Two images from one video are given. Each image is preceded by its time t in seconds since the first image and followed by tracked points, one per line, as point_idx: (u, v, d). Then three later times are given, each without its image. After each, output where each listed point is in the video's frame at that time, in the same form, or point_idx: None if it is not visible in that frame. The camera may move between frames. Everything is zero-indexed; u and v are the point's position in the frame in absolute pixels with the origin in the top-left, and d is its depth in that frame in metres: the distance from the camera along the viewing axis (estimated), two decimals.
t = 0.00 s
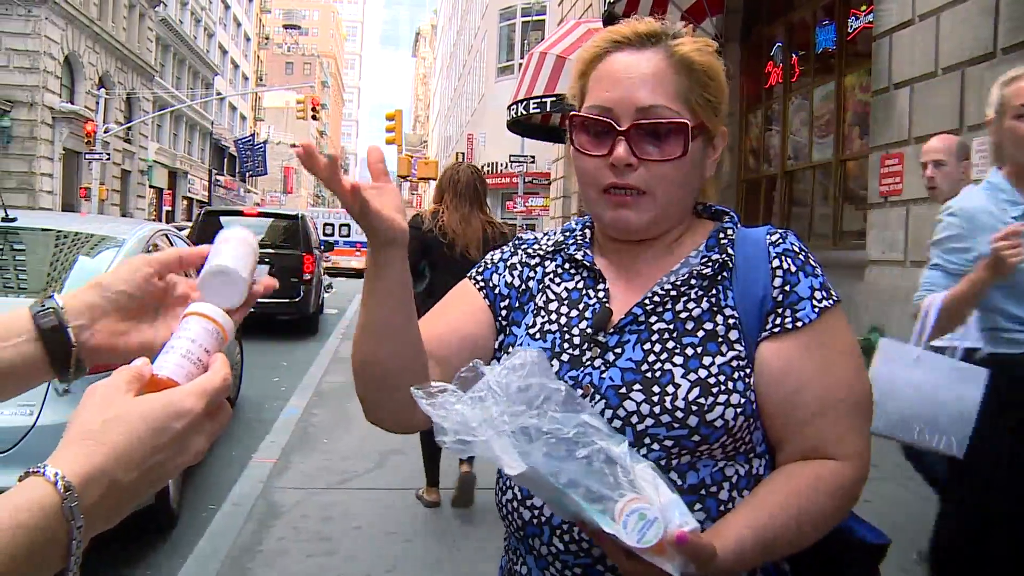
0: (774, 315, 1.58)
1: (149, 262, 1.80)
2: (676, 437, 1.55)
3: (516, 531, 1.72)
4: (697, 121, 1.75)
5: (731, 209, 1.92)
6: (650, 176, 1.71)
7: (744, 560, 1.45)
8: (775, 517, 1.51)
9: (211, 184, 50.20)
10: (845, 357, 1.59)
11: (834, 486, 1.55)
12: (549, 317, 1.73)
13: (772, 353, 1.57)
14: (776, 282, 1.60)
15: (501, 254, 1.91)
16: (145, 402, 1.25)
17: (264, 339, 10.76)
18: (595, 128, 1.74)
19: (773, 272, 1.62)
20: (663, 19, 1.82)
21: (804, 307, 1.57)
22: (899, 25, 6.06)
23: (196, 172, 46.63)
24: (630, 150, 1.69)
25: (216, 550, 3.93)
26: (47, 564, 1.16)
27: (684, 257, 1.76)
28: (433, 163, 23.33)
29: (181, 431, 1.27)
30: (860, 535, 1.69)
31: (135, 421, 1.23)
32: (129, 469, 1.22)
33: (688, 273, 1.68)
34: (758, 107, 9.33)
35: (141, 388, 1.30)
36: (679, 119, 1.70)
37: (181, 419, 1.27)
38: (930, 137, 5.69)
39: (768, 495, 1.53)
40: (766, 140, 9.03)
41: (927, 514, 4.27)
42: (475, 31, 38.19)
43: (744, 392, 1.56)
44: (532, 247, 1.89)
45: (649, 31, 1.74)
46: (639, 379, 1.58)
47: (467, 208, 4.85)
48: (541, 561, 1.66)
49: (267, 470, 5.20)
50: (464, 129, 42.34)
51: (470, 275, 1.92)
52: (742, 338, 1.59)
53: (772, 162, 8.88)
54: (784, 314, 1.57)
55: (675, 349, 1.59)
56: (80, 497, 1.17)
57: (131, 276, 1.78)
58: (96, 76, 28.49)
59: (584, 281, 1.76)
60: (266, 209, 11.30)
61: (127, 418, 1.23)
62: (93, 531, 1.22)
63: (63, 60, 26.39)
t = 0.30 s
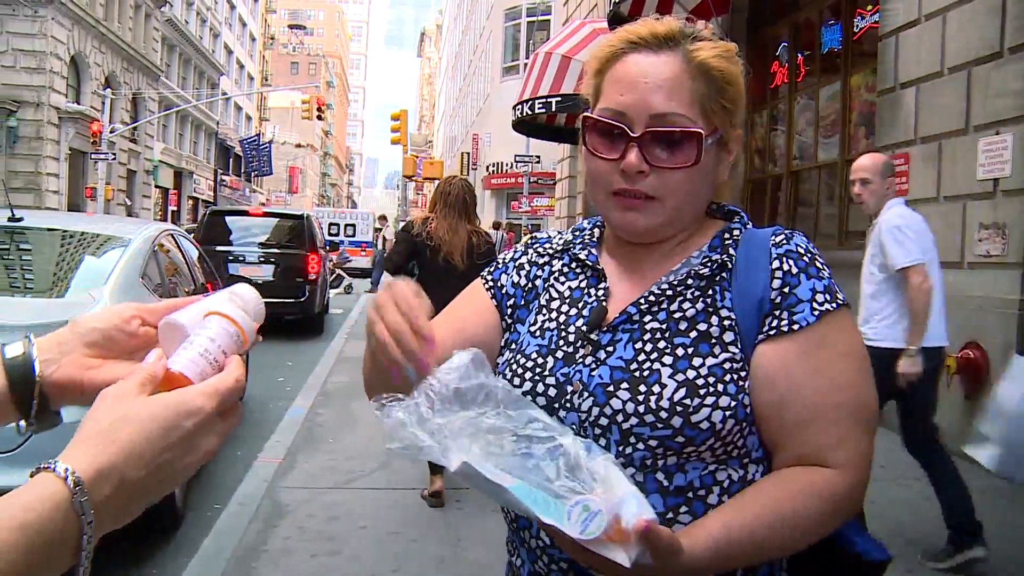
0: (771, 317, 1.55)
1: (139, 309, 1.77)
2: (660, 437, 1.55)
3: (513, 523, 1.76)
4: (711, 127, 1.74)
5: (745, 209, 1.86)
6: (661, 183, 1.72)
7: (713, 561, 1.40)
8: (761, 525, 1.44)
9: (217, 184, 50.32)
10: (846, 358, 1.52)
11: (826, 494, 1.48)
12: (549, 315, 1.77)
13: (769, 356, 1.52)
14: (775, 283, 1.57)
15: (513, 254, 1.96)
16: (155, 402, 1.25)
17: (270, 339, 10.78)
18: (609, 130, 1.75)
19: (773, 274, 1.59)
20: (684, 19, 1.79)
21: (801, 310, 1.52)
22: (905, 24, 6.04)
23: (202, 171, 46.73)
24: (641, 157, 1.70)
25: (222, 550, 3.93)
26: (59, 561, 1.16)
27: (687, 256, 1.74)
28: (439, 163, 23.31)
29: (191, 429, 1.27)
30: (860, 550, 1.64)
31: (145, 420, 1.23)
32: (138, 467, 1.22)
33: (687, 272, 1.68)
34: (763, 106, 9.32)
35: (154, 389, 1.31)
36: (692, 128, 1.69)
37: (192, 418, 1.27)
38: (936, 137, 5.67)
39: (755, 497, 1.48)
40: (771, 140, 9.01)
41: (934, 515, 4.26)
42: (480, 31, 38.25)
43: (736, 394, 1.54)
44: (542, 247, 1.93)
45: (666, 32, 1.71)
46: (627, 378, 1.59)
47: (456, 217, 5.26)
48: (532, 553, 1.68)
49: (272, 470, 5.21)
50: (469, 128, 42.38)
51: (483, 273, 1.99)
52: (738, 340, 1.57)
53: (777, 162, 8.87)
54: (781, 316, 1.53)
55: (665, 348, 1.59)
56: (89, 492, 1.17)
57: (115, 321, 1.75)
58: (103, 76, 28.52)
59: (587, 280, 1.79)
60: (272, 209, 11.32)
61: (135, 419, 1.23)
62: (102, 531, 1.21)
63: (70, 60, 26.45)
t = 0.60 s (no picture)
0: (774, 317, 1.54)
1: (131, 325, 1.68)
2: (660, 433, 1.55)
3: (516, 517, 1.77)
4: (722, 129, 1.73)
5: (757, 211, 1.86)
6: (672, 186, 1.71)
7: (697, 549, 1.41)
8: (754, 518, 1.45)
9: (221, 184, 50.42)
10: (850, 359, 1.51)
11: (821, 494, 1.47)
12: (558, 309, 1.78)
13: (771, 354, 1.52)
14: (780, 284, 1.57)
15: (527, 246, 1.95)
16: (168, 400, 1.26)
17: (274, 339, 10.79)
18: (620, 132, 1.74)
19: (778, 274, 1.58)
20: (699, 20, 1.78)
21: (804, 311, 1.52)
22: (909, 24, 6.02)
23: (206, 171, 46.81)
24: (652, 160, 1.70)
25: (225, 549, 3.93)
26: (60, 558, 1.15)
27: (694, 255, 1.74)
28: (442, 163, 23.31)
29: (203, 428, 1.27)
30: (859, 554, 1.62)
31: (157, 416, 1.24)
32: (147, 461, 1.22)
33: (693, 270, 1.68)
34: (768, 107, 9.30)
35: (168, 387, 1.31)
36: (704, 131, 1.69)
37: (205, 416, 1.28)
38: (940, 137, 5.66)
39: (750, 491, 1.47)
40: (776, 140, 9.01)
41: (940, 516, 4.25)
42: (484, 30, 38.26)
43: (737, 392, 1.54)
44: (556, 242, 1.92)
45: (678, 35, 1.71)
46: (629, 374, 1.59)
47: (454, 211, 5.68)
48: (533, 546, 1.71)
49: (276, 470, 5.21)
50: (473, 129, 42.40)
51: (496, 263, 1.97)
52: (741, 338, 1.57)
53: (781, 162, 8.86)
54: (784, 316, 1.53)
55: (668, 345, 1.59)
56: (97, 483, 1.17)
57: (106, 340, 1.68)
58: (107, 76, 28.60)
59: (597, 276, 1.79)
60: (276, 209, 11.34)
61: (144, 416, 1.24)
62: (109, 526, 1.21)
63: (74, 60, 26.53)
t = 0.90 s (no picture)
0: (786, 317, 1.55)
1: (128, 331, 1.72)
2: (674, 430, 1.55)
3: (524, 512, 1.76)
4: (735, 128, 1.73)
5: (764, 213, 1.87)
6: (686, 183, 1.71)
7: (704, 538, 1.42)
8: (759, 510, 1.45)
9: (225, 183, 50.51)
10: (859, 359, 1.51)
11: (829, 489, 1.47)
12: (570, 306, 1.77)
13: (783, 354, 1.52)
14: (792, 284, 1.57)
15: (538, 242, 1.92)
16: (174, 404, 1.25)
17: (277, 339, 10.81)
18: (635, 131, 1.73)
19: (790, 274, 1.58)
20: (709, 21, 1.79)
21: (817, 310, 1.52)
22: (913, 24, 6.01)
23: (210, 171, 46.86)
24: (667, 158, 1.69)
25: (229, 549, 3.94)
26: (63, 561, 1.15)
27: (707, 255, 1.73)
28: (446, 163, 23.30)
29: (209, 432, 1.27)
30: (866, 549, 1.61)
31: (162, 420, 1.23)
32: (152, 464, 1.22)
33: (706, 270, 1.68)
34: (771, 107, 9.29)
35: (175, 391, 1.31)
36: (717, 128, 1.69)
37: (210, 420, 1.27)
38: (944, 137, 5.64)
39: (758, 485, 1.47)
40: (779, 140, 9.00)
41: (944, 516, 4.24)
42: (488, 30, 38.25)
43: (750, 390, 1.54)
44: (567, 239, 1.91)
45: (691, 36, 1.71)
46: (644, 371, 1.58)
47: (437, 219, 6.06)
48: (542, 541, 1.69)
49: (280, 470, 5.21)
50: (476, 129, 42.39)
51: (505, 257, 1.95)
52: (753, 337, 1.57)
53: (785, 163, 8.85)
54: (796, 316, 1.54)
55: (682, 344, 1.59)
56: (101, 486, 1.17)
57: (104, 346, 1.70)
58: (111, 76, 28.67)
59: (609, 274, 1.78)
60: (279, 209, 11.35)
61: (150, 419, 1.23)
62: (112, 527, 1.21)
63: (77, 61, 26.58)
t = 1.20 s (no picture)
0: (796, 315, 1.55)
1: (127, 338, 1.72)
2: (687, 425, 1.54)
3: (532, 507, 1.74)
4: (745, 128, 1.74)
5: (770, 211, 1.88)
6: (698, 181, 1.71)
7: (714, 531, 1.42)
8: (764, 504, 1.45)
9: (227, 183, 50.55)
10: (866, 357, 1.53)
11: (837, 482, 1.49)
12: (580, 301, 1.74)
13: (793, 351, 1.53)
14: (802, 282, 1.58)
15: (546, 237, 1.89)
16: (177, 404, 1.25)
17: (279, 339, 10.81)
18: (648, 130, 1.73)
19: (799, 273, 1.59)
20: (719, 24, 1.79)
21: (826, 308, 1.53)
22: (916, 24, 5.99)
23: (212, 171, 46.91)
24: (679, 156, 1.69)
25: (231, 549, 3.94)
26: (66, 560, 1.15)
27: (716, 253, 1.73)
28: (448, 163, 23.29)
29: (212, 432, 1.27)
30: (869, 541, 1.60)
31: (165, 420, 1.23)
32: (156, 464, 1.22)
33: (716, 267, 1.66)
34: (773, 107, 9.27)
35: (179, 391, 1.31)
36: (729, 127, 1.69)
37: (213, 421, 1.27)
38: (947, 137, 5.64)
39: (767, 480, 1.48)
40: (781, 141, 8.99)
41: (947, 517, 4.23)
42: (490, 30, 38.22)
43: (760, 387, 1.54)
44: (574, 235, 1.88)
45: (702, 36, 1.70)
46: (657, 367, 1.57)
47: (423, 214, 6.26)
48: (551, 536, 1.67)
49: (282, 470, 5.22)
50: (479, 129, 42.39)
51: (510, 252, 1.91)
52: (763, 334, 1.57)
53: (787, 163, 8.84)
54: (806, 313, 1.55)
55: (694, 340, 1.58)
56: (103, 486, 1.17)
57: (103, 354, 1.69)
58: (114, 76, 28.71)
59: (619, 270, 1.76)
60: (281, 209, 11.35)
61: (154, 417, 1.23)
62: (113, 528, 1.21)
63: (80, 61, 26.60)
